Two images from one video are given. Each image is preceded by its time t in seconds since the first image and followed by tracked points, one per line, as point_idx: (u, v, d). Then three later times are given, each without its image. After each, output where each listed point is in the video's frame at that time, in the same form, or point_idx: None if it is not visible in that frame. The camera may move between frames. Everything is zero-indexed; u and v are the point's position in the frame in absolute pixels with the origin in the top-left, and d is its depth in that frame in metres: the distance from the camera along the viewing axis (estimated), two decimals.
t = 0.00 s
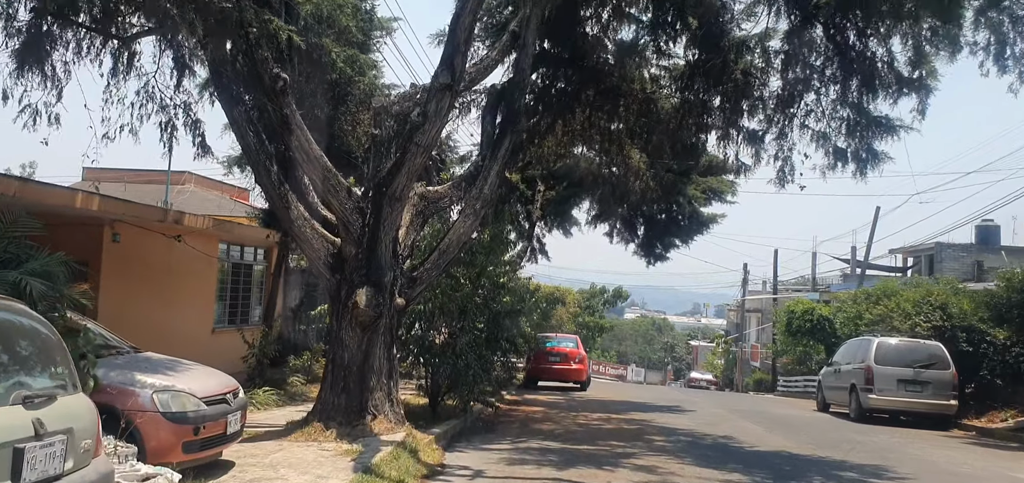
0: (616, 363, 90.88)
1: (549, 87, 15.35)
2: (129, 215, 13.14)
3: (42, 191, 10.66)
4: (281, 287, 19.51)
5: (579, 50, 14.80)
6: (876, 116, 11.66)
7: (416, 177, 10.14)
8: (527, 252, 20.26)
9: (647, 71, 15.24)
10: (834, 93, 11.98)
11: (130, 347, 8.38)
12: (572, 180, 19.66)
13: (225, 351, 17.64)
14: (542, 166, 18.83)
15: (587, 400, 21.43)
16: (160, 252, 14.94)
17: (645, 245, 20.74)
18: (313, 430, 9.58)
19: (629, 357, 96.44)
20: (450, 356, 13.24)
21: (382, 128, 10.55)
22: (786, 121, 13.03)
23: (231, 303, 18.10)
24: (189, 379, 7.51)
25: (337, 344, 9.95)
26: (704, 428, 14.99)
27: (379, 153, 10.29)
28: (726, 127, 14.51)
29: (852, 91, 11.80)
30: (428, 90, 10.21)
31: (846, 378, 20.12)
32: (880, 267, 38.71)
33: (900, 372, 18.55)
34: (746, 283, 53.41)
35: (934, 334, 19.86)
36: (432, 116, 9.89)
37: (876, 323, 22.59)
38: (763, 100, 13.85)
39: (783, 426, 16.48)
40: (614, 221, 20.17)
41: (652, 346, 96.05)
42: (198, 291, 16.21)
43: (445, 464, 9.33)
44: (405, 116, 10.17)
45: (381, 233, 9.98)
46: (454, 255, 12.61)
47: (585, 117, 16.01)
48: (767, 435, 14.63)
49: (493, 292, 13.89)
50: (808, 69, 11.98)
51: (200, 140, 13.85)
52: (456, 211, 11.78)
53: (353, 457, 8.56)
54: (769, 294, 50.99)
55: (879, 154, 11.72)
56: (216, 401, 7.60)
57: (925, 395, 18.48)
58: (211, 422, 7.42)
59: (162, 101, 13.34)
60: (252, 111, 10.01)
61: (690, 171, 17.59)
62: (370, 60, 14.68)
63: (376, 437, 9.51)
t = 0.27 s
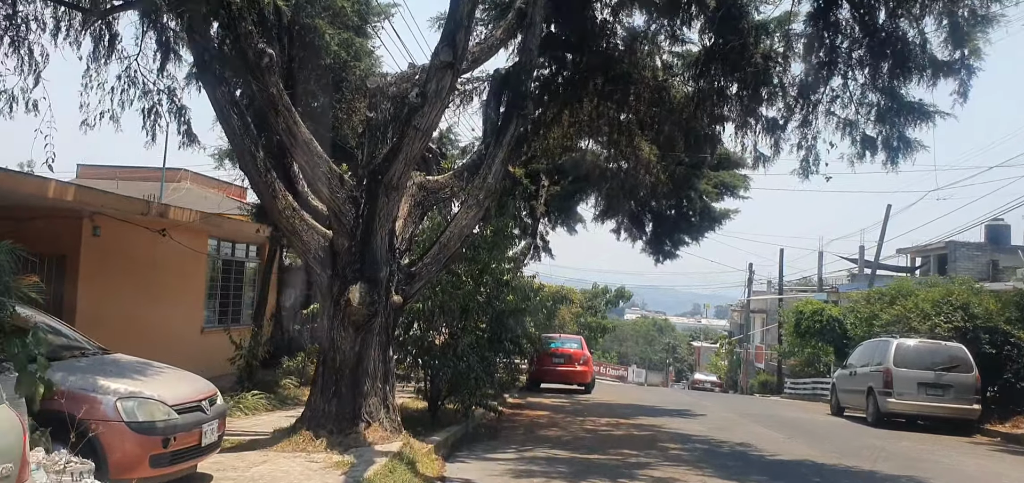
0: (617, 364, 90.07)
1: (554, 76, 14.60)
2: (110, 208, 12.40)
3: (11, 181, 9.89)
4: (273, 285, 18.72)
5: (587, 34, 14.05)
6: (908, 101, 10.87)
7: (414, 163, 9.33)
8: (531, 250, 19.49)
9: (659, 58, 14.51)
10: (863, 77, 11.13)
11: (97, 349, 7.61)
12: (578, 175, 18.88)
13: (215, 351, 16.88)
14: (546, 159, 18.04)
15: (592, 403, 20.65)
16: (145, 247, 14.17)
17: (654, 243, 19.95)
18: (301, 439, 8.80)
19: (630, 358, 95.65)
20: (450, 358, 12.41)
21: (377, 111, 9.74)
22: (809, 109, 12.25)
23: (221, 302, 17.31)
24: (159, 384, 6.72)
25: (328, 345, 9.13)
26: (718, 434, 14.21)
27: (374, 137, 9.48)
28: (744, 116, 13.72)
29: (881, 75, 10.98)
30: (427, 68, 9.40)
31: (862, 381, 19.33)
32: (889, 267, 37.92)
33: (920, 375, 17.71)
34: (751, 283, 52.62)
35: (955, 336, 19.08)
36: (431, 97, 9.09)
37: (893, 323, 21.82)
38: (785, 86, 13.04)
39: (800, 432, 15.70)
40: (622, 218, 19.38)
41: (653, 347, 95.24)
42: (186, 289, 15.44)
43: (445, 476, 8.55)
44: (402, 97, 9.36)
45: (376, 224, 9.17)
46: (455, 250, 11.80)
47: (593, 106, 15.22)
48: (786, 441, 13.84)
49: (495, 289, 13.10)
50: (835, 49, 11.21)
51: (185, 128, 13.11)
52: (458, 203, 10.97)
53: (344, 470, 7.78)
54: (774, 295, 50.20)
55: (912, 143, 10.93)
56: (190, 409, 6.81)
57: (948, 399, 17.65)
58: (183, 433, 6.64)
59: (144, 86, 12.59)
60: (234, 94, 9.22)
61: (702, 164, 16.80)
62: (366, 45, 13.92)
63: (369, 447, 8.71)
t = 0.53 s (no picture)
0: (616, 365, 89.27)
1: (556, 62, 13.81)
2: (84, 199, 11.59)
3: None
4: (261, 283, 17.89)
5: (593, 15, 13.24)
6: (939, 84, 10.08)
7: (406, 147, 8.53)
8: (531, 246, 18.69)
9: (667, 43, 13.74)
10: (890, 58, 10.33)
11: (50, 351, 6.79)
12: (580, 167, 18.07)
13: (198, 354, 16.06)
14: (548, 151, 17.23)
15: (594, 406, 19.85)
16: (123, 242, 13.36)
17: (659, 239, 19.16)
18: (281, 449, 7.99)
19: (629, 358, 94.85)
20: (446, 359, 11.56)
21: (366, 91, 8.93)
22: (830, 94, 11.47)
23: (206, 300, 16.50)
24: (113, 391, 5.90)
25: (312, 346, 8.33)
26: (729, 441, 13.42)
27: (363, 119, 8.67)
28: (759, 103, 12.93)
29: (911, 56, 10.17)
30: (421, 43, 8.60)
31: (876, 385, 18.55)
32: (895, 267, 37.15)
33: (938, 378, 16.92)
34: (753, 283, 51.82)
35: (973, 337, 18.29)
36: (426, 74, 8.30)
37: (907, 324, 21.03)
38: (802, 72, 12.28)
39: (815, 438, 14.91)
40: (626, 214, 18.59)
41: (652, 348, 94.46)
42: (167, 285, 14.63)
43: None
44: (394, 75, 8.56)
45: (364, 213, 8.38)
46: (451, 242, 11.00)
47: (598, 94, 14.42)
48: (802, 449, 13.04)
49: (493, 287, 12.28)
50: (860, 27, 10.44)
51: (165, 113, 12.29)
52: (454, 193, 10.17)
53: None
54: (777, 295, 49.42)
55: (943, 129, 10.14)
56: (150, 419, 6.00)
57: (966, 403, 16.89)
58: (140, 447, 5.81)
59: (120, 68, 11.77)
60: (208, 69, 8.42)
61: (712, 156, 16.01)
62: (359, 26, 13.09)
63: (355, 459, 7.90)
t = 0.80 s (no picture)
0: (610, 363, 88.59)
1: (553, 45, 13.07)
2: (46, 187, 10.78)
3: None
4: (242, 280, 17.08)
5: None
6: (966, 63, 9.35)
7: (388, 126, 7.75)
8: (526, 241, 17.89)
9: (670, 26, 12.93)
10: (913, 36, 9.60)
11: None
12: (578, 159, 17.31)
13: (174, 353, 15.24)
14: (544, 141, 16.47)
15: (590, 407, 19.11)
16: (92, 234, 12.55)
17: (659, 234, 18.41)
18: (247, 461, 7.19)
19: (624, 357, 94.20)
20: (434, 359, 10.76)
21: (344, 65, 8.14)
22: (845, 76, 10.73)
23: (184, 297, 15.68)
24: (40, 401, 5.08)
25: (283, 346, 7.54)
26: (735, 445, 12.67)
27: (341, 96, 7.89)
28: (767, 87, 12.18)
29: (936, 33, 9.42)
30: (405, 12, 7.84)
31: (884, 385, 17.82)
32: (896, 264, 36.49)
33: (950, 378, 16.20)
34: (749, 281, 51.16)
35: (985, 335, 17.58)
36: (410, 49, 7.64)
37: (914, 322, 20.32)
38: (815, 54, 11.51)
39: (823, 442, 14.17)
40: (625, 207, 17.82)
41: (647, 346, 93.82)
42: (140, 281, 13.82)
43: None
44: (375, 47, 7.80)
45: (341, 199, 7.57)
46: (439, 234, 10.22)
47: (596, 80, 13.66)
48: (813, 454, 12.30)
49: (485, 282, 11.51)
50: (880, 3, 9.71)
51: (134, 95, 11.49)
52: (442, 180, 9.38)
53: None
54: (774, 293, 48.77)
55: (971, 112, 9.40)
56: (84, 431, 5.18)
57: (979, 405, 16.16)
58: (72, 465, 4.99)
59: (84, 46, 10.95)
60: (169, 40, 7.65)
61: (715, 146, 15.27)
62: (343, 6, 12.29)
63: (330, 471, 7.10)
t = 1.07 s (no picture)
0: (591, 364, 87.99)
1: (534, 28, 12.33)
2: None
3: None
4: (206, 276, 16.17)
5: None
6: (979, 42, 8.68)
7: (348, 102, 6.95)
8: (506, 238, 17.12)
9: (657, 9, 12.17)
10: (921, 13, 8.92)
11: None
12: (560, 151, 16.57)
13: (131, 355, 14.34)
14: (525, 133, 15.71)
15: (573, 411, 18.36)
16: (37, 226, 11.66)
17: (644, 230, 17.69)
18: (189, 477, 6.36)
19: (605, 357, 93.63)
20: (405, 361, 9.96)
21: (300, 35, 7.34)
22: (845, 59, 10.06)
23: (143, 296, 14.77)
24: None
25: (230, 348, 6.74)
26: (726, 452, 11.94)
27: (297, 70, 7.10)
28: (761, 72, 11.48)
29: (946, 9, 8.74)
30: None
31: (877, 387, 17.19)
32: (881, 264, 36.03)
33: (946, 380, 15.57)
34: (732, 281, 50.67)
35: (980, 335, 16.99)
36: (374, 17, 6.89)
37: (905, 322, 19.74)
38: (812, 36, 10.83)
39: (817, 448, 13.48)
40: (609, 202, 17.10)
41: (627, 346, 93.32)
42: (93, 277, 12.93)
43: None
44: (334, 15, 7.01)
45: (296, 180, 6.78)
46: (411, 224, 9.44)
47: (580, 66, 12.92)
48: (809, 462, 11.58)
49: (462, 279, 10.71)
50: None
51: (79, 74, 10.62)
52: (414, 166, 8.61)
53: None
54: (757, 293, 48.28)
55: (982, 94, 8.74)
56: None
57: (976, 407, 15.56)
58: None
59: (23, 20, 10.07)
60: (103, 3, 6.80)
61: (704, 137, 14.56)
62: None
63: None
